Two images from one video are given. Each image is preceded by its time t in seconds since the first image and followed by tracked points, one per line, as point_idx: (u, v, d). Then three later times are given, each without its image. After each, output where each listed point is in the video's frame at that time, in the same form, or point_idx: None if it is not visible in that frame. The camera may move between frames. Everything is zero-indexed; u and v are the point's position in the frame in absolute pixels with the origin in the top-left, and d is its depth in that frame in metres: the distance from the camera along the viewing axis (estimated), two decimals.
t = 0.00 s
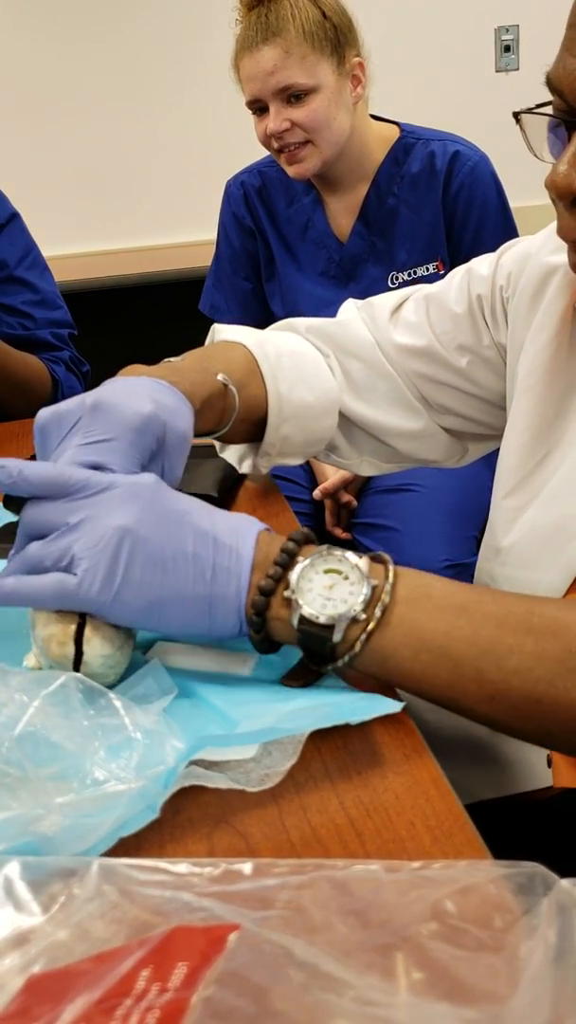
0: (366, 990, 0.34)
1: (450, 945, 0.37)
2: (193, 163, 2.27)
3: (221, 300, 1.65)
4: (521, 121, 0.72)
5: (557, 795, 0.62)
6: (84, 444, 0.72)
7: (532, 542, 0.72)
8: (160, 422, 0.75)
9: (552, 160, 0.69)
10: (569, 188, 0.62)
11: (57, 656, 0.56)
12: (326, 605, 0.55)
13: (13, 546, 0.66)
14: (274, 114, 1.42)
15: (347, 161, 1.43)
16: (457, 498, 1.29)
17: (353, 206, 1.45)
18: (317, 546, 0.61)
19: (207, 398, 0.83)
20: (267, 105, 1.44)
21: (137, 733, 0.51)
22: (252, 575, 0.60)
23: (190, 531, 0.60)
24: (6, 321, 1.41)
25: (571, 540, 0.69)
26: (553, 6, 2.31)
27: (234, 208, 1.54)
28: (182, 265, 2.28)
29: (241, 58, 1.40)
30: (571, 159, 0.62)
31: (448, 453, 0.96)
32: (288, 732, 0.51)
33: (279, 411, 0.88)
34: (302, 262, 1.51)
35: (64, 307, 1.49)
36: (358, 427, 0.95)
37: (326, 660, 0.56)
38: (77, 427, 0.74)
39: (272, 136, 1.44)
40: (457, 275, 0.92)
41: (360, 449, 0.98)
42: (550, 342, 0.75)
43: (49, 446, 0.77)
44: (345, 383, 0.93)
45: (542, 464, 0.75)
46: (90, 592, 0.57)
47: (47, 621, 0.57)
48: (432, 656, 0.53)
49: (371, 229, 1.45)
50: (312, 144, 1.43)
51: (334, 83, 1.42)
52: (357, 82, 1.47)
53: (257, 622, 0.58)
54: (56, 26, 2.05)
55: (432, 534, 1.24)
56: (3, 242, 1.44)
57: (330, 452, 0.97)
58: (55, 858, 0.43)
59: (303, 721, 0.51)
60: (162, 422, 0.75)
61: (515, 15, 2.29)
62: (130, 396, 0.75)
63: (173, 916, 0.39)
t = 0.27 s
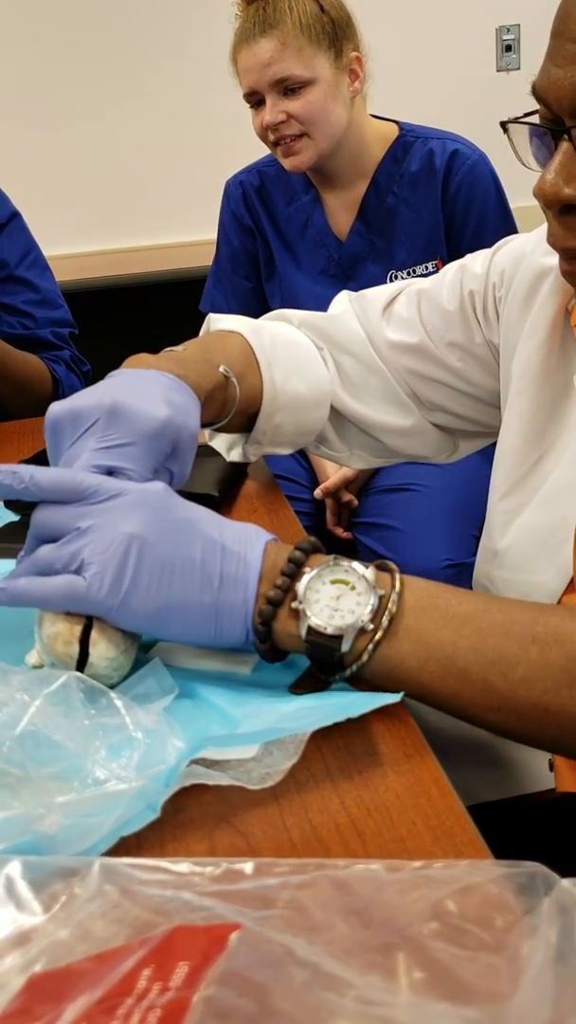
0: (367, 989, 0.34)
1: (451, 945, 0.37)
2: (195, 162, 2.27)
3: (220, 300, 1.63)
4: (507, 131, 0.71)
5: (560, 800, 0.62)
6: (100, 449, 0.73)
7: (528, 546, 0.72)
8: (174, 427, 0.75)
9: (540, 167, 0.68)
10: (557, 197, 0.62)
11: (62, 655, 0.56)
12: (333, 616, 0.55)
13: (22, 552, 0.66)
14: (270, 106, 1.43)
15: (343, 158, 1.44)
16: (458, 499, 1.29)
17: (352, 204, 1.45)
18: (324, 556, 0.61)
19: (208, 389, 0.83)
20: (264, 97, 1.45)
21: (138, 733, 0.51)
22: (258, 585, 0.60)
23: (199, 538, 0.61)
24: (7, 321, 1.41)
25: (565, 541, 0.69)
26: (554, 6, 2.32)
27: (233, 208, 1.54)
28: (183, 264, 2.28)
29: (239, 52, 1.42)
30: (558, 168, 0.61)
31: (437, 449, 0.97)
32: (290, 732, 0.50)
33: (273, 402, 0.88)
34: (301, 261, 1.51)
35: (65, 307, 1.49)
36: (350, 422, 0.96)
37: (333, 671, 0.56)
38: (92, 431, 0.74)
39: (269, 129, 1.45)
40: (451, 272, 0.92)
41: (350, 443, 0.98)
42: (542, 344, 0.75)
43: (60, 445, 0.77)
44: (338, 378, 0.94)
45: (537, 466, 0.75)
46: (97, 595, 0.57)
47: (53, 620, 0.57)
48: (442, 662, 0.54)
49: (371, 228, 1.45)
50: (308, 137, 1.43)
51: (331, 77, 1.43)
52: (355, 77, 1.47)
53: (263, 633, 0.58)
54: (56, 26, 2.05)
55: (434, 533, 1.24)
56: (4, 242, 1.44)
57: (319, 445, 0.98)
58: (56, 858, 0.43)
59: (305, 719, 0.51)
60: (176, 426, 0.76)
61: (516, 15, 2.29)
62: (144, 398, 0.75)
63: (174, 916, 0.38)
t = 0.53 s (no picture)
0: (369, 990, 0.34)
1: (452, 945, 0.37)
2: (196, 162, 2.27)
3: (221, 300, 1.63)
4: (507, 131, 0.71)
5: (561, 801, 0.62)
6: (102, 448, 0.73)
7: (528, 546, 0.72)
8: (177, 424, 0.76)
9: (540, 167, 0.68)
10: (556, 198, 0.62)
11: (57, 647, 0.56)
12: (332, 607, 0.55)
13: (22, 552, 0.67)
14: (269, 100, 1.44)
15: (341, 156, 1.44)
16: (460, 499, 1.29)
17: (350, 203, 1.45)
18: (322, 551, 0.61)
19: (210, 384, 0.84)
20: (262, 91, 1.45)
21: (137, 732, 0.51)
22: (255, 581, 0.60)
23: (195, 536, 0.61)
24: (8, 321, 1.41)
25: (565, 541, 0.70)
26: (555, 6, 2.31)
27: (233, 208, 1.55)
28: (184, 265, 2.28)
29: (239, 47, 1.43)
30: (557, 170, 0.62)
31: (436, 449, 0.97)
32: (287, 732, 0.51)
33: (273, 398, 0.89)
34: (301, 261, 1.51)
35: (66, 307, 1.49)
36: (349, 421, 0.96)
37: (332, 665, 0.55)
38: (95, 427, 0.74)
39: (267, 123, 1.46)
40: (451, 271, 0.91)
41: (350, 441, 0.98)
42: (542, 344, 0.75)
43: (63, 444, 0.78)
44: (339, 377, 0.94)
45: (537, 466, 0.75)
46: (91, 589, 0.57)
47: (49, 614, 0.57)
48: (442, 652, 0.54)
49: (371, 228, 1.45)
50: (306, 131, 1.43)
51: (330, 72, 1.43)
52: (354, 74, 1.47)
53: (262, 625, 0.57)
54: (56, 26, 2.05)
55: (434, 532, 1.24)
56: (5, 242, 1.44)
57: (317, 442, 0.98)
58: (55, 858, 0.43)
59: (303, 719, 0.51)
60: (179, 424, 0.76)
61: (518, 15, 2.29)
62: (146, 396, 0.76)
63: (176, 916, 0.39)
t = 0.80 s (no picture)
0: (369, 990, 0.34)
1: (454, 946, 0.37)
2: (195, 162, 2.27)
3: (221, 300, 1.63)
4: (505, 134, 0.71)
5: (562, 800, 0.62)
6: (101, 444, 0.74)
7: (529, 547, 0.72)
8: (176, 421, 0.76)
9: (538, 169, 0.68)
10: (555, 199, 0.62)
11: (54, 641, 0.56)
12: (329, 603, 0.55)
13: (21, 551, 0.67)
14: (270, 99, 1.43)
15: (342, 155, 1.44)
16: (460, 498, 1.29)
17: (350, 203, 1.45)
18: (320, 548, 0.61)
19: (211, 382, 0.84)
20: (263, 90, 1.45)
21: (135, 729, 0.51)
22: (252, 577, 0.60)
23: (192, 532, 0.61)
24: (9, 321, 1.41)
25: (567, 541, 0.70)
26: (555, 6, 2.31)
27: (233, 208, 1.55)
28: (184, 264, 2.27)
29: (239, 46, 1.43)
30: (556, 172, 0.61)
31: (435, 450, 0.97)
32: (284, 732, 0.50)
33: (273, 398, 0.89)
34: (301, 261, 1.51)
35: (66, 306, 1.49)
36: (350, 422, 0.96)
37: (329, 661, 0.55)
38: (95, 425, 0.75)
39: (268, 122, 1.46)
40: (449, 272, 0.92)
41: (349, 443, 0.98)
42: (542, 345, 0.75)
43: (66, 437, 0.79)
44: (339, 378, 0.94)
45: (538, 467, 0.75)
46: (86, 582, 0.57)
47: (46, 608, 0.58)
48: (438, 648, 0.54)
49: (371, 227, 1.45)
50: (306, 130, 1.43)
51: (331, 71, 1.43)
52: (354, 73, 1.47)
53: (259, 621, 0.57)
54: (56, 25, 2.05)
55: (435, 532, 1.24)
56: (6, 241, 1.44)
57: (317, 443, 0.98)
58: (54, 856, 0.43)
59: (301, 719, 0.51)
60: (178, 420, 0.77)
61: (518, 14, 2.29)
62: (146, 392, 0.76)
63: (177, 916, 0.39)
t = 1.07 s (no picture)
0: (369, 990, 0.34)
1: (454, 946, 0.37)
2: (196, 162, 2.27)
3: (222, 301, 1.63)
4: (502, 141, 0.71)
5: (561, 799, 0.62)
6: (103, 439, 0.75)
7: (528, 547, 0.72)
8: (177, 417, 0.77)
9: (536, 174, 0.68)
10: (553, 204, 0.62)
11: (51, 633, 0.56)
12: (328, 596, 0.56)
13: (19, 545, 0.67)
14: (272, 98, 1.44)
15: (343, 155, 1.44)
16: (461, 498, 1.29)
17: (352, 204, 1.45)
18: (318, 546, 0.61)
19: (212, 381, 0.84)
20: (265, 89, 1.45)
21: (135, 728, 0.51)
22: (250, 570, 0.60)
23: (190, 528, 0.62)
24: (9, 321, 1.41)
25: (566, 541, 0.69)
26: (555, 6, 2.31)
27: (234, 208, 1.54)
28: (185, 265, 2.28)
29: (241, 45, 1.42)
30: (554, 177, 0.61)
31: (435, 451, 0.97)
32: (284, 732, 0.50)
33: (275, 399, 0.89)
34: (302, 261, 1.51)
35: (67, 307, 1.49)
36: (350, 425, 0.96)
37: (326, 656, 0.55)
38: (98, 419, 0.76)
39: (269, 121, 1.46)
40: (447, 275, 0.92)
41: (350, 446, 0.98)
42: (541, 345, 0.75)
43: (69, 433, 0.79)
44: (341, 382, 0.94)
45: (537, 467, 0.75)
46: (84, 573, 0.57)
47: (44, 600, 0.58)
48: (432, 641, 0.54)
49: (371, 227, 1.45)
50: (308, 130, 1.43)
51: (333, 70, 1.43)
52: (356, 74, 1.48)
53: (257, 615, 0.57)
54: (57, 26, 2.05)
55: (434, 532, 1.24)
56: (7, 242, 1.44)
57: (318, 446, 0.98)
58: (54, 856, 0.43)
59: (301, 718, 0.51)
60: (179, 417, 0.77)
61: (518, 15, 2.29)
62: (147, 389, 0.77)
63: (177, 916, 0.39)
